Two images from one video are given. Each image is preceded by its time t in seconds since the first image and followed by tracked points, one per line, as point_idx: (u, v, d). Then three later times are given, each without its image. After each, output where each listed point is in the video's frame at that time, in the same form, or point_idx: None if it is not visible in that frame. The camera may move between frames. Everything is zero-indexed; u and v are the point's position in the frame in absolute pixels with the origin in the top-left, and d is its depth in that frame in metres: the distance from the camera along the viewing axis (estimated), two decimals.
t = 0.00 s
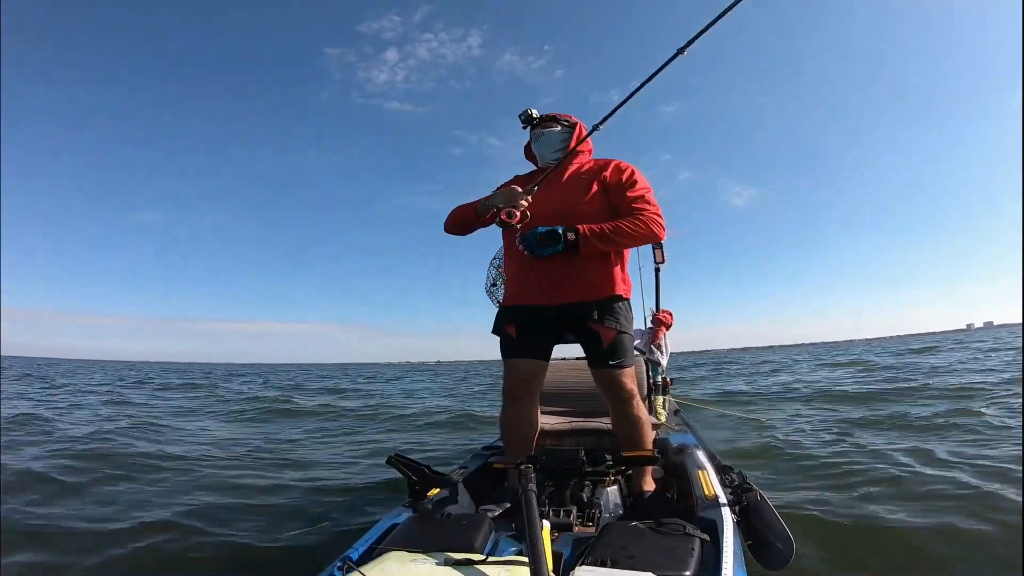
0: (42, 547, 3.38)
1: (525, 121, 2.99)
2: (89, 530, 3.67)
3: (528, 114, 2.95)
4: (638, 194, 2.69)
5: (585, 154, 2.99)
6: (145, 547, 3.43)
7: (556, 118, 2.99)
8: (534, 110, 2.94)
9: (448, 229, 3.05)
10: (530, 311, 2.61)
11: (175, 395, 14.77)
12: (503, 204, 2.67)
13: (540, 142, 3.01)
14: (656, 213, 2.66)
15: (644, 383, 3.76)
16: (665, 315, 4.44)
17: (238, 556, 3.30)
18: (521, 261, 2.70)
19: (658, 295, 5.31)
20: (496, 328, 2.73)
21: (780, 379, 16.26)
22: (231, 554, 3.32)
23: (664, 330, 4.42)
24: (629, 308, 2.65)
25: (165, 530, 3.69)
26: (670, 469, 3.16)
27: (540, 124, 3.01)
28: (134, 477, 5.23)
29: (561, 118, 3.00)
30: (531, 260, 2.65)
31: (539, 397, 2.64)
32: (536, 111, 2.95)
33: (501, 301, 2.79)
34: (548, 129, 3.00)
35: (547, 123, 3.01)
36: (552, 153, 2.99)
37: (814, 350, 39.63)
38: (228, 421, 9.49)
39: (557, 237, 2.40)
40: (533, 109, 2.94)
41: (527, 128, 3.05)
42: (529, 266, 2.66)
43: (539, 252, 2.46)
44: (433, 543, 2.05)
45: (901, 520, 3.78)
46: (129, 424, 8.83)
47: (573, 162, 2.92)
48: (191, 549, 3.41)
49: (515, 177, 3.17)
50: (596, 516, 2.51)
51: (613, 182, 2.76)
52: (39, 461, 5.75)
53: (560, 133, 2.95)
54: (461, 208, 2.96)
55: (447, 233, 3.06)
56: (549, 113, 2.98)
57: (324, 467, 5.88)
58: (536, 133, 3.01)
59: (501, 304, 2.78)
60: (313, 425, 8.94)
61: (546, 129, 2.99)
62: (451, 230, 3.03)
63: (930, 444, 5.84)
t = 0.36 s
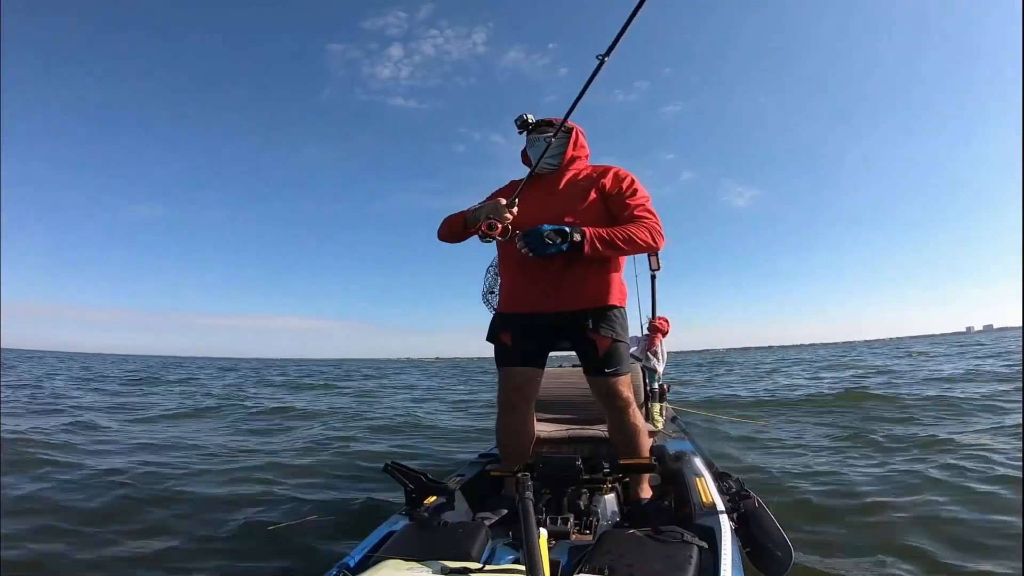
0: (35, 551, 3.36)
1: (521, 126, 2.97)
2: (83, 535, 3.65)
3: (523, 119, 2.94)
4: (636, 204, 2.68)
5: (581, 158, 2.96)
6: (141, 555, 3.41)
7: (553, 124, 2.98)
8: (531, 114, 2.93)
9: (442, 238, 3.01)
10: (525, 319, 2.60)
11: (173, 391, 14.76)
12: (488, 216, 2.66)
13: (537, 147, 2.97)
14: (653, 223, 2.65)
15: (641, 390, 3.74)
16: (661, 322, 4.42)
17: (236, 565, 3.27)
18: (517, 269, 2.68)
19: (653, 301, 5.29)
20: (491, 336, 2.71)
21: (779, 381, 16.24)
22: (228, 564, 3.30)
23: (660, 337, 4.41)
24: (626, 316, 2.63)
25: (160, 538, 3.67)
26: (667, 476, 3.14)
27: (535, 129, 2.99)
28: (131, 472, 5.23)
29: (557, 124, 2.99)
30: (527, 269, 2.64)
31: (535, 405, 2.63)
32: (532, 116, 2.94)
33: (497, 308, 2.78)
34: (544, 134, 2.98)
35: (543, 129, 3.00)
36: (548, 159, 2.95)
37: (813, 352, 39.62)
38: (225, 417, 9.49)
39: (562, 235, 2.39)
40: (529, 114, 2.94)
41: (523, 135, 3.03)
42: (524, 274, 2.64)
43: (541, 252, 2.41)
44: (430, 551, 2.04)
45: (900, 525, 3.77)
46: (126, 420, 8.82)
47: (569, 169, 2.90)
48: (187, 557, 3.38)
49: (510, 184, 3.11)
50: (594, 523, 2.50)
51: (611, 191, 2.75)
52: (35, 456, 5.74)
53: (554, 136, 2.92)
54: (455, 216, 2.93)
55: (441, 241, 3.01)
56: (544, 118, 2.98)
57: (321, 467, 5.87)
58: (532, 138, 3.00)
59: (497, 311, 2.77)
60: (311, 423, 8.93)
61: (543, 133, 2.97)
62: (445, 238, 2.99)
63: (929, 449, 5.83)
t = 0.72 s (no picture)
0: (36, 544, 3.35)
1: (525, 123, 2.96)
2: (84, 525, 3.64)
3: (528, 117, 2.93)
4: (635, 200, 2.67)
5: (584, 158, 2.96)
6: (141, 545, 3.40)
7: (556, 121, 2.97)
8: (536, 111, 2.92)
9: (446, 234, 3.01)
10: (528, 316, 2.60)
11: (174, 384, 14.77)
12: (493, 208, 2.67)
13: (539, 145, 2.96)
14: (652, 219, 2.64)
15: (642, 386, 3.74)
16: (660, 317, 4.42)
17: (238, 556, 3.27)
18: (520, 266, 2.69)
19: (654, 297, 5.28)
20: (494, 333, 2.72)
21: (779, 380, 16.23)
22: (229, 555, 3.29)
23: (660, 332, 4.40)
24: (628, 311, 2.63)
25: (161, 528, 3.67)
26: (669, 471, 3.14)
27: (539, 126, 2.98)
28: (132, 465, 5.23)
29: (561, 122, 2.98)
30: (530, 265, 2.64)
31: (538, 402, 2.63)
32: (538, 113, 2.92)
33: (501, 305, 2.78)
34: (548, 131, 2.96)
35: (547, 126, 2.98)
36: (551, 158, 2.94)
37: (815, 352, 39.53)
38: (226, 411, 9.49)
39: (551, 247, 2.40)
40: (534, 111, 2.92)
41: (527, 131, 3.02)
42: (527, 272, 2.64)
43: (533, 265, 2.43)
44: (433, 549, 2.05)
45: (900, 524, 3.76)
46: (127, 414, 8.83)
47: (572, 168, 2.90)
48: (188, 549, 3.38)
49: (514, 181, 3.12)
50: (597, 519, 2.49)
51: (612, 188, 2.74)
52: (37, 450, 5.74)
53: (560, 135, 2.92)
54: (460, 212, 2.94)
55: (446, 237, 3.02)
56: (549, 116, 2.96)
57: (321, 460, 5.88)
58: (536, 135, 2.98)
59: (501, 308, 2.77)
60: (311, 417, 8.94)
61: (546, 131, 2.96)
62: (450, 234, 3.00)
63: (930, 449, 5.81)
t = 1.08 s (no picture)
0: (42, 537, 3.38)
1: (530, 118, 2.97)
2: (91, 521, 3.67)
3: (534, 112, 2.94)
4: (639, 193, 2.68)
5: (590, 152, 2.97)
6: (148, 541, 3.43)
7: (561, 115, 2.98)
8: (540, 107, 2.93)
9: (451, 227, 3.03)
10: (532, 307, 2.61)
11: (177, 381, 14.78)
12: (494, 201, 2.69)
13: (545, 140, 2.97)
14: (655, 212, 2.65)
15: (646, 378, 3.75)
16: (667, 310, 4.42)
17: (243, 553, 3.29)
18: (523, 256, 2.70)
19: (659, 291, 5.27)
20: (499, 324, 2.73)
21: (782, 381, 16.21)
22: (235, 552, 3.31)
23: (666, 325, 4.40)
24: (631, 303, 2.64)
25: (167, 524, 3.69)
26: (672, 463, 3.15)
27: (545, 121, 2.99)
28: (136, 461, 5.24)
29: (567, 116, 2.98)
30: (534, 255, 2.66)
31: (541, 393, 2.64)
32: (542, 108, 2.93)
33: (505, 297, 2.79)
34: (553, 126, 2.97)
35: (553, 121, 2.99)
36: (557, 152, 2.96)
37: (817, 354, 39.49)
38: (230, 408, 9.52)
39: (550, 234, 2.44)
40: (539, 107, 2.93)
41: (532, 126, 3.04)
42: (531, 263, 2.66)
43: (532, 250, 2.49)
44: (435, 538, 2.06)
45: (904, 521, 3.76)
46: (132, 409, 8.85)
47: (577, 162, 2.91)
48: (194, 544, 3.41)
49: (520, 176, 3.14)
50: (599, 510, 2.50)
51: (615, 181, 2.75)
52: (42, 445, 5.76)
53: (565, 129, 2.92)
54: (464, 206, 2.95)
55: (451, 231, 3.04)
56: (554, 111, 2.96)
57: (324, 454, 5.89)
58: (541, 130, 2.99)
59: (505, 300, 2.78)
60: (315, 414, 8.95)
61: (552, 126, 2.96)
62: (455, 227, 3.01)
63: (933, 451, 5.81)
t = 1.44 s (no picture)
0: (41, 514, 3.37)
1: (533, 121, 2.98)
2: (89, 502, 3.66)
3: (536, 115, 2.94)
4: (639, 196, 2.67)
5: (590, 155, 2.97)
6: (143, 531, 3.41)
7: (564, 119, 2.97)
8: (543, 110, 2.93)
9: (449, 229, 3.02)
10: (530, 309, 2.61)
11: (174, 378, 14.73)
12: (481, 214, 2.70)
13: (546, 143, 2.98)
14: (655, 215, 2.65)
15: (643, 381, 3.75)
16: (664, 313, 4.42)
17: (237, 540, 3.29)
18: (522, 258, 2.70)
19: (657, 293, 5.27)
20: (497, 326, 2.73)
21: (779, 384, 16.23)
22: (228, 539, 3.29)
23: (663, 328, 4.40)
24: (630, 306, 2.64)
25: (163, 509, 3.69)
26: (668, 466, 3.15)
27: (547, 124, 2.99)
28: (132, 456, 5.22)
29: (569, 119, 2.98)
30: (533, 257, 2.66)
31: (538, 397, 2.64)
32: (545, 111, 2.94)
33: (503, 299, 2.79)
34: (555, 129, 2.97)
35: (555, 124, 2.99)
36: (558, 155, 2.96)
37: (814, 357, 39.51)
38: (227, 405, 9.49)
39: (554, 226, 2.41)
40: (541, 110, 2.94)
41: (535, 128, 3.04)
42: (529, 266, 2.65)
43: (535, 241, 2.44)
44: (432, 540, 2.06)
45: (896, 525, 3.78)
46: (128, 405, 8.82)
47: (578, 165, 2.91)
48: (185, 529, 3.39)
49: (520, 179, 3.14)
50: (595, 513, 2.50)
51: (616, 184, 2.75)
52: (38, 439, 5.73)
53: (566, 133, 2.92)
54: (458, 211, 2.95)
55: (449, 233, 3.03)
56: (557, 114, 2.96)
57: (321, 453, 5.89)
58: (543, 133, 2.99)
59: (503, 302, 2.78)
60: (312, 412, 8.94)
61: (553, 129, 2.97)
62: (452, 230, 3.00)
63: (931, 453, 5.81)
